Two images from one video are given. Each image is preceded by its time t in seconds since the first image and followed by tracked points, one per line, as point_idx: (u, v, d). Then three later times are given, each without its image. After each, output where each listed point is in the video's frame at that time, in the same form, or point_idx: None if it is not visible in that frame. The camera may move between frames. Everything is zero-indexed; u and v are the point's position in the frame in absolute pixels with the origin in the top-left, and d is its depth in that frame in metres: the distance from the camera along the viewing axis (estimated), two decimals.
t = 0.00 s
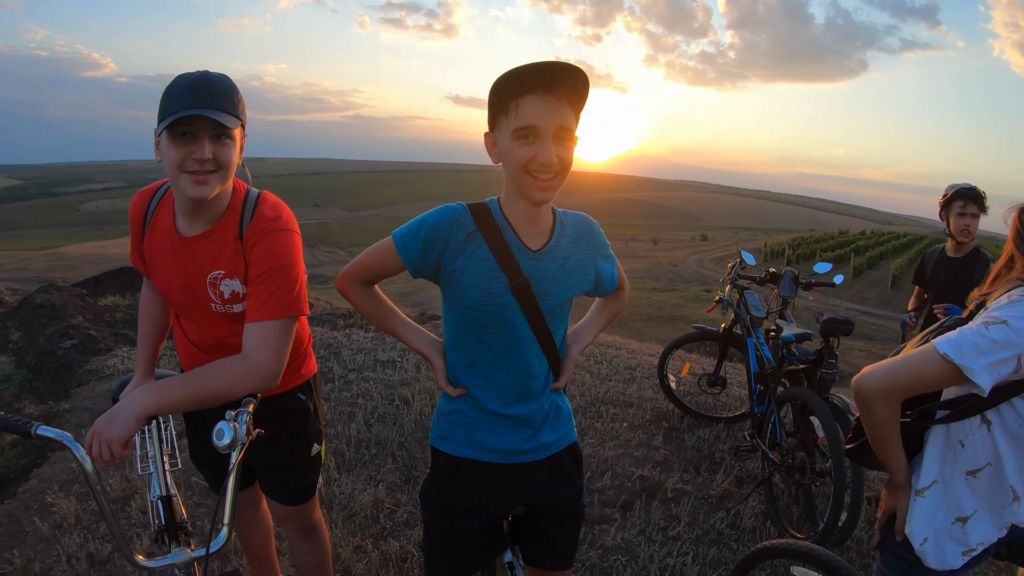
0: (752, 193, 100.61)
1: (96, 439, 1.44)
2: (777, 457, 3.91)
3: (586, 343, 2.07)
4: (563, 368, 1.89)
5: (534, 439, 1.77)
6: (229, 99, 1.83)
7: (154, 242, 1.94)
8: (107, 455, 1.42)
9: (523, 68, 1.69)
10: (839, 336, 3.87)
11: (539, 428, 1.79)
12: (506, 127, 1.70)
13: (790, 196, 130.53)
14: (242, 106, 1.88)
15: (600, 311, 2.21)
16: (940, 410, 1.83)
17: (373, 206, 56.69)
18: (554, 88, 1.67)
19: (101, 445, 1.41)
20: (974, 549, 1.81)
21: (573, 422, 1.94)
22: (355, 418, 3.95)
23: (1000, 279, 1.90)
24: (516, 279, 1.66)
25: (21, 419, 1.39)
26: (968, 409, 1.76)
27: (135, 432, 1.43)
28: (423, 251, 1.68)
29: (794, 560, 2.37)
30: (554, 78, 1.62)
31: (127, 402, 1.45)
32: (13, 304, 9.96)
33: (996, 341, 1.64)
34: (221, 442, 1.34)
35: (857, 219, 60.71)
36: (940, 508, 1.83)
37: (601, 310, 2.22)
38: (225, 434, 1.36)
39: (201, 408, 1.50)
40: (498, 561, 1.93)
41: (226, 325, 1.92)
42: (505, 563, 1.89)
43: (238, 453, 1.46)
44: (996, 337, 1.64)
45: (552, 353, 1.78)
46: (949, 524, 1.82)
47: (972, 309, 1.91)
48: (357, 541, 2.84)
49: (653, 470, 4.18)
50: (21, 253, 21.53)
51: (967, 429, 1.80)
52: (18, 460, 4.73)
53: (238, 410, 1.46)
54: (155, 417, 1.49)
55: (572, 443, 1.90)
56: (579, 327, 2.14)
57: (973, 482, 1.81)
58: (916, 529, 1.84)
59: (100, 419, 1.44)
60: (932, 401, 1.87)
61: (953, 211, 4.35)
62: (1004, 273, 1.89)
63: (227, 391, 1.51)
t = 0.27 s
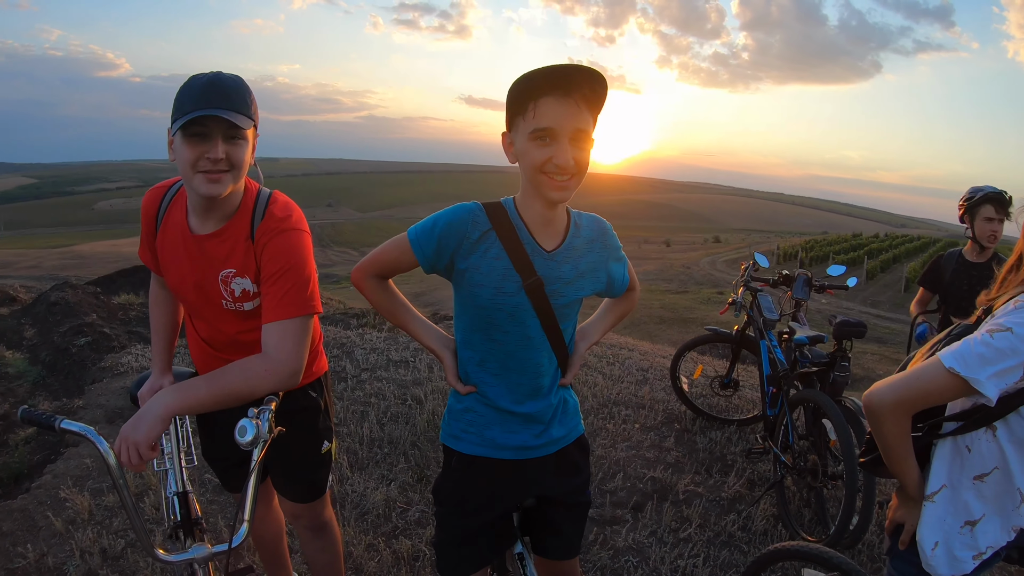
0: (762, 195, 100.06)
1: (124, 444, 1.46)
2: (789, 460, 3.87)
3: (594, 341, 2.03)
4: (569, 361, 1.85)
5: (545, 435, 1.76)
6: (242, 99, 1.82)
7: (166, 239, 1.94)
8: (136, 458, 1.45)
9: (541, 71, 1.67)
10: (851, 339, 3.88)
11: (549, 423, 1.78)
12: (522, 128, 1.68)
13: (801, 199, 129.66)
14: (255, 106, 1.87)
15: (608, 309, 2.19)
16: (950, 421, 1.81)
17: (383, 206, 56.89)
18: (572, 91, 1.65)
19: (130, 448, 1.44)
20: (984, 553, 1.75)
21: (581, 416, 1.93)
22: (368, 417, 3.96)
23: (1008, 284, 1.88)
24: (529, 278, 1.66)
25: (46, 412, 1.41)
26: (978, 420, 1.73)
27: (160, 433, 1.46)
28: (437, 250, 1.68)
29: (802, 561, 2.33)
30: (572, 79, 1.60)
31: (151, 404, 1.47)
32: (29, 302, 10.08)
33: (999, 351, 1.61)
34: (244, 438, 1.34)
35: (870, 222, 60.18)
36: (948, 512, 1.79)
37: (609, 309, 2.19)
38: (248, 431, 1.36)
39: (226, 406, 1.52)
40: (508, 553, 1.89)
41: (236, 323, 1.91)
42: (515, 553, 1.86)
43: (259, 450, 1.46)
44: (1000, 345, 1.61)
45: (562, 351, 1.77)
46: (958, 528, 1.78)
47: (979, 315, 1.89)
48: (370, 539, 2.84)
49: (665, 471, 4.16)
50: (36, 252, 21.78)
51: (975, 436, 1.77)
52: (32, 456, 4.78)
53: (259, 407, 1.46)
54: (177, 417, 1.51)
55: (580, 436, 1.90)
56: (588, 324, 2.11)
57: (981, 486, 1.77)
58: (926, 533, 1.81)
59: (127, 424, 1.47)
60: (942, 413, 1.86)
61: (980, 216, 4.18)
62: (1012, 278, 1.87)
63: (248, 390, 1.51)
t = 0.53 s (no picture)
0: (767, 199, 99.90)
1: (140, 449, 1.49)
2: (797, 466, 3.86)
3: (606, 346, 2.05)
4: (586, 367, 1.86)
5: (561, 436, 1.76)
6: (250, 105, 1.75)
7: (176, 244, 1.90)
8: (152, 464, 1.48)
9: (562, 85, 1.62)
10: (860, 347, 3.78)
11: (565, 424, 1.78)
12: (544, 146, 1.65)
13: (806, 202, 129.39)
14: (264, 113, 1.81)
15: (620, 313, 2.17)
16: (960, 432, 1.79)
17: (387, 208, 56.99)
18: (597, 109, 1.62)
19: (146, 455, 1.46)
20: (994, 563, 1.73)
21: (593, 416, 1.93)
22: (377, 421, 3.95)
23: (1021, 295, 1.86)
24: (551, 291, 1.66)
25: (64, 420, 1.41)
26: (988, 432, 1.71)
27: (178, 441, 1.49)
28: (458, 264, 1.66)
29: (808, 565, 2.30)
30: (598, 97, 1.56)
31: (170, 411, 1.50)
32: (36, 301, 10.11)
33: (1011, 364, 1.60)
34: (263, 447, 1.33)
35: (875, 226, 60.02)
36: (958, 522, 1.77)
37: (620, 312, 2.17)
38: (267, 439, 1.34)
39: (242, 413, 1.53)
40: (520, 550, 1.90)
41: (244, 331, 1.87)
42: (528, 551, 1.88)
43: (278, 456, 1.45)
44: (1012, 359, 1.60)
45: (579, 355, 1.77)
46: (968, 538, 1.76)
47: (990, 326, 1.88)
48: (379, 544, 2.83)
49: (673, 477, 4.14)
50: (43, 251, 21.90)
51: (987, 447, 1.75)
52: (40, 456, 4.79)
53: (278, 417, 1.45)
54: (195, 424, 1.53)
55: (593, 436, 1.89)
56: (599, 330, 2.10)
57: (992, 497, 1.75)
58: (936, 543, 1.79)
59: (143, 431, 1.49)
60: (952, 424, 1.83)
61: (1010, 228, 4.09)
62: None
63: (264, 397, 1.52)
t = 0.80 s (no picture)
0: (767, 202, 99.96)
1: (160, 457, 1.49)
2: (803, 471, 3.88)
3: (621, 351, 2.03)
4: (600, 370, 1.86)
5: (575, 439, 1.76)
6: (257, 118, 1.72)
7: (187, 251, 1.89)
8: (172, 473, 1.48)
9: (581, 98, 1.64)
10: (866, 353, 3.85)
11: (580, 428, 1.78)
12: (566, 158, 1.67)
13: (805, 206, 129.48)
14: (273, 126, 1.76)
15: (631, 319, 2.17)
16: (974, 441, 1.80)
17: (387, 209, 57.01)
18: (618, 121, 1.63)
19: (166, 461, 1.47)
20: (1007, 570, 1.73)
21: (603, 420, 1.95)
22: (383, 425, 3.95)
23: None
24: (573, 300, 1.66)
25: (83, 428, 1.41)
26: (1002, 441, 1.72)
27: (197, 448, 1.50)
28: (486, 273, 1.63)
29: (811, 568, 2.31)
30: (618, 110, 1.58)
31: (188, 420, 1.52)
32: (37, 302, 10.10)
33: None
34: (285, 455, 1.33)
35: (875, 230, 60.07)
36: (971, 528, 1.79)
37: (632, 319, 2.17)
38: (288, 447, 1.35)
39: (262, 420, 1.58)
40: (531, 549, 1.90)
41: (255, 339, 1.86)
42: (539, 549, 1.87)
43: (300, 464, 1.46)
44: None
45: (594, 361, 1.78)
46: (981, 545, 1.77)
47: (1002, 336, 1.90)
48: (388, 549, 2.83)
49: (680, 482, 4.15)
50: (45, 251, 21.90)
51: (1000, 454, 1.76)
52: (43, 459, 4.78)
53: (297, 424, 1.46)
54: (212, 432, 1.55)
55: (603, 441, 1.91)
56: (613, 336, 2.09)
57: (1006, 505, 1.75)
58: (948, 550, 1.80)
59: (162, 438, 1.50)
60: (966, 433, 1.85)
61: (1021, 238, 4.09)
62: None
63: (283, 404, 1.55)
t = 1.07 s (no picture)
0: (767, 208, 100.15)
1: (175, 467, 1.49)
2: (812, 478, 3.88)
3: (637, 360, 2.04)
4: (617, 378, 1.87)
5: (595, 445, 1.75)
6: (263, 122, 1.66)
7: (206, 256, 1.89)
8: (187, 482, 1.48)
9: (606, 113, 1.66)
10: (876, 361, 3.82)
11: (599, 434, 1.78)
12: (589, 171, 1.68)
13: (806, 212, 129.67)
14: (282, 130, 1.67)
15: (647, 328, 2.16)
16: (992, 452, 1.83)
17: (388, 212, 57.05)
18: (640, 135, 1.63)
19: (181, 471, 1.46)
20: None
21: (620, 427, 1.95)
22: (391, 431, 3.94)
23: None
24: (598, 308, 1.65)
25: (99, 440, 1.39)
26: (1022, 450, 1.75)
27: (213, 458, 1.50)
28: (512, 279, 1.62)
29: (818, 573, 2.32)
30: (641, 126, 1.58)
31: (205, 429, 1.51)
32: (40, 302, 10.08)
33: None
34: (305, 465, 1.35)
35: (875, 237, 60.10)
36: (988, 536, 1.82)
37: (648, 327, 2.17)
38: (309, 458, 1.37)
39: (278, 429, 1.57)
40: (547, 556, 1.90)
41: (272, 346, 1.85)
42: (555, 557, 1.88)
43: (318, 474, 1.46)
44: None
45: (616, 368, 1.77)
46: (998, 552, 1.79)
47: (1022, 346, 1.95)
48: (399, 556, 2.83)
49: (688, 489, 4.14)
50: (47, 251, 21.90)
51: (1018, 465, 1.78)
52: (45, 460, 4.77)
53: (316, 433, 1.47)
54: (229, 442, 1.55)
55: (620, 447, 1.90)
56: (630, 344, 2.09)
57: None
58: (967, 557, 1.84)
59: (178, 447, 1.49)
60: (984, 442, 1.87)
61: None
62: None
63: (300, 412, 1.55)
